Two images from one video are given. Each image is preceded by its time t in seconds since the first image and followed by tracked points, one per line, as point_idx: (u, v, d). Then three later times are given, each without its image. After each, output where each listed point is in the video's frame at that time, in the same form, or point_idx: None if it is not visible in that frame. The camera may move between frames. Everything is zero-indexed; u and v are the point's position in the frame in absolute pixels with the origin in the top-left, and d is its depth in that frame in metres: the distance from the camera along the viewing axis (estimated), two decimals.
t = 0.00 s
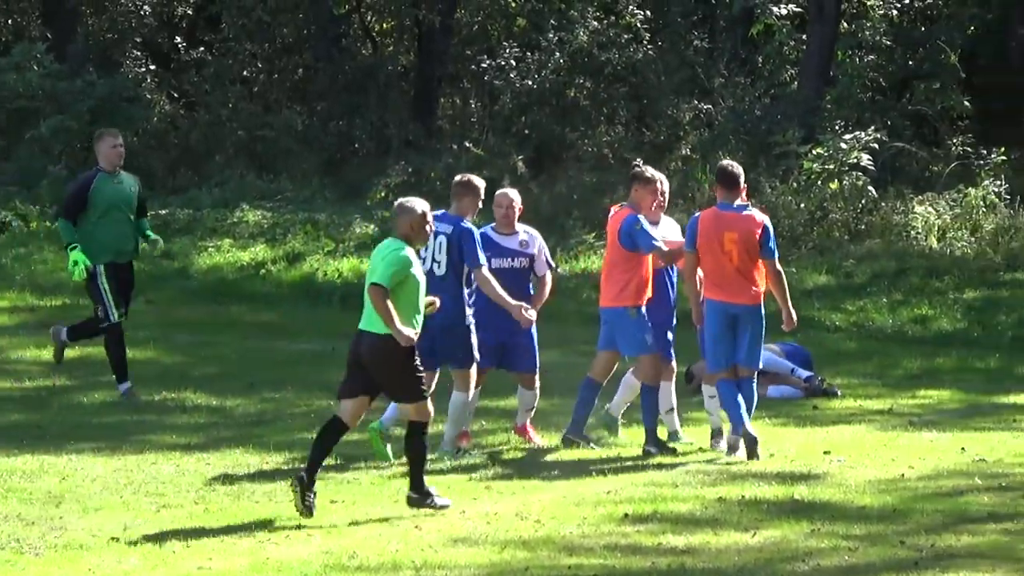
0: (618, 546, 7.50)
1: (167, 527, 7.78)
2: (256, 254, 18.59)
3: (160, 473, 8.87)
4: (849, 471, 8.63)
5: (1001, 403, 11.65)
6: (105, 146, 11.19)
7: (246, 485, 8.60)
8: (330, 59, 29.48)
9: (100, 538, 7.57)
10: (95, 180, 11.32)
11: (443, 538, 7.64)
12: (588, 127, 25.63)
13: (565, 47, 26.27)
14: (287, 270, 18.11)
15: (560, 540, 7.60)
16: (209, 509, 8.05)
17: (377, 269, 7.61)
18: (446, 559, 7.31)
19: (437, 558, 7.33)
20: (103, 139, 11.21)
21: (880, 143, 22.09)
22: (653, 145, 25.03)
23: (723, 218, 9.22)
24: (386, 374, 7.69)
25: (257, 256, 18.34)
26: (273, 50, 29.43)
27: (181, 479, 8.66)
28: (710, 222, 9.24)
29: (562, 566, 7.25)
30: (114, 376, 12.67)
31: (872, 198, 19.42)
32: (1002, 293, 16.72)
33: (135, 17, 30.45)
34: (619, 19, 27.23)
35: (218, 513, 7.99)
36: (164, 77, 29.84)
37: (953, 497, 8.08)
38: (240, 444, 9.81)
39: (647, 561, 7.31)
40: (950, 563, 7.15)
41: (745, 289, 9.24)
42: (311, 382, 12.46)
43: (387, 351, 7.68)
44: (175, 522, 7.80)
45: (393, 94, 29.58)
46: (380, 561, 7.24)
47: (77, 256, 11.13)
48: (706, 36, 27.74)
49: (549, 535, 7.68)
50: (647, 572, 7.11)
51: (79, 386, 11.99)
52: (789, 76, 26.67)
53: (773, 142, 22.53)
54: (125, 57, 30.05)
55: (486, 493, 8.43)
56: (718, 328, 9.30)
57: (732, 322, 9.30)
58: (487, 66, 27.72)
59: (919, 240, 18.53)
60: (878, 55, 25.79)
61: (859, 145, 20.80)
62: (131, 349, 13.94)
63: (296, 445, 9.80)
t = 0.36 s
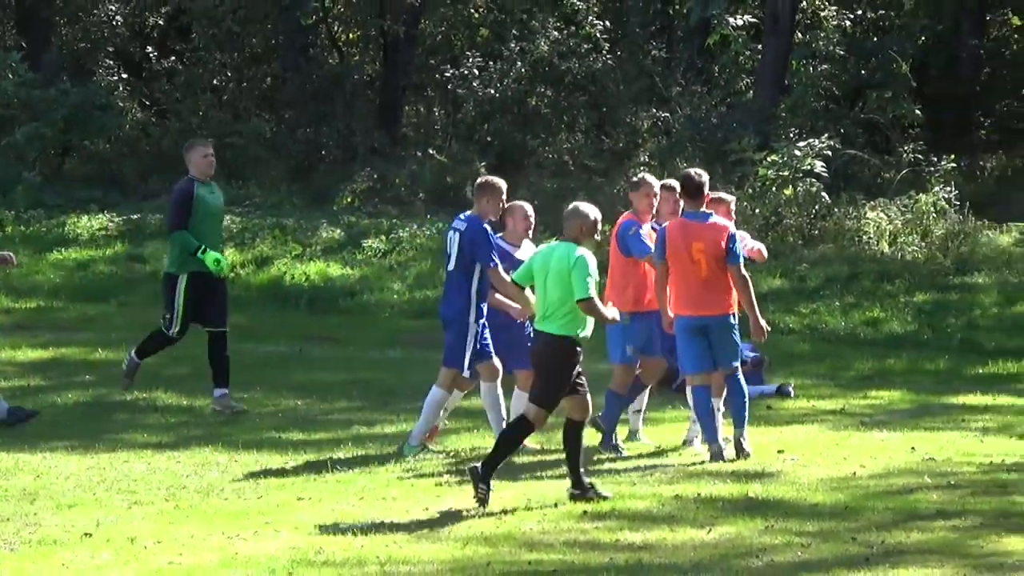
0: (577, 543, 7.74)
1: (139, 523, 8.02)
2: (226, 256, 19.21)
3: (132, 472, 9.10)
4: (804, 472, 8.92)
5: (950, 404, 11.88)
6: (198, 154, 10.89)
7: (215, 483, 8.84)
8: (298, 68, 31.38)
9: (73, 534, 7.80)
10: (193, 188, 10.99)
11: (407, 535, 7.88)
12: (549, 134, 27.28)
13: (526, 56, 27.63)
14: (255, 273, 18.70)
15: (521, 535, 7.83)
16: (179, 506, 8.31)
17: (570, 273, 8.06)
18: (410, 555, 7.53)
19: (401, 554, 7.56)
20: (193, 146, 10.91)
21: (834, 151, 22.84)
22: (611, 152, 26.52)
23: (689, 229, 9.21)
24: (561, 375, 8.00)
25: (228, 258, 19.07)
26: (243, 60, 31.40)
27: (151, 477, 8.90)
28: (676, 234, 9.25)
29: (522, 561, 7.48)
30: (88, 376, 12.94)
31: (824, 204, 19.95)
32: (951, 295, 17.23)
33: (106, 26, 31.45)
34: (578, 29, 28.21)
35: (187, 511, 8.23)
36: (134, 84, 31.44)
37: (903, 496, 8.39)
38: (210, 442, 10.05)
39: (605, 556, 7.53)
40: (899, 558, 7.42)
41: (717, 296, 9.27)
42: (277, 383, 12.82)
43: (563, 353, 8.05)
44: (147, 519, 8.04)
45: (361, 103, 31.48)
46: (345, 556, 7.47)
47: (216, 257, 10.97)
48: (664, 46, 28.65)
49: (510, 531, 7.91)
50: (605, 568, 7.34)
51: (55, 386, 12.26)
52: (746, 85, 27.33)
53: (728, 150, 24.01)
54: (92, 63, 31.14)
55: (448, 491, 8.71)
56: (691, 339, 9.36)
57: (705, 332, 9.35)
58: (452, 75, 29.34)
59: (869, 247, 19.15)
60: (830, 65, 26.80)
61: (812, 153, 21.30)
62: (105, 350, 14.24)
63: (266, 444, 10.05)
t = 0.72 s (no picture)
0: (544, 532, 8.24)
1: (131, 517, 8.52)
2: (211, 266, 20.36)
3: (124, 468, 9.62)
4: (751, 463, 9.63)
5: (897, 397, 12.56)
6: (297, 173, 11.58)
7: (203, 478, 9.35)
8: (277, 87, 35.94)
9: (69, 528, 8.29)
10: (289, 207, 11.71)
11: (384, 527, 8.36)
12: (515, 147, 30.73)
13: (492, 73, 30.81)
14: (239, 280, 19.76)
15: (491, 526, 8.32)
16: (169, 501, 8.80)
17: (695, 274, 8.58)
18: (386, 546, 8.05)
19: (378, 544, 8.07)
20: (292, 164, 11.58)
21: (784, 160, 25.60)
22: (574, 163, 29.74)
23: (648, 242, 9.82)
24: (719, 371, 8.59)
25: (212, 267, 20.08)
26: (224, 80, 36.38)
27: (141, 474, 9.40)
28: (639, 244, 9.86)
29: (492, 550, 7.98)
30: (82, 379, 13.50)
31: (774, 210, 22.38)
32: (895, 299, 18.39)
33: (96, 50, 35.84)
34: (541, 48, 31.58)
35: (179, 505, 8.73)
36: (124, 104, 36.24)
37: (844, 488, 8.90)
38: (198, 439, 10.58)
39: (570, 544, 8.05)
40: (847, 546, 7.97)
41: (670, 306, 9.88)
42: (263, 382, 13.40)
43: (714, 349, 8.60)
44: (139, 513, 8.53)
45: (337, 121, 35.88)
46: (326, 547, 7.99)
47: (264, 278, 11.57)
48: (621, 62, 31.83)
49: (482, 522, 8.42)
50: (570, 555, 7.85)
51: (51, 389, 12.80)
52: (699, 98, 30.26)
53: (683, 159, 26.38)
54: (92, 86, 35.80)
55: (423, 484, 9.24)
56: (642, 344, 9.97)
57: (656, 340, 9.93)
58: (421, 90, 32.48)
59: (819, 249, 21.29)
60: (781, 79, 30.01)
61: (763, 161, 24.04)
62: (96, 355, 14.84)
63: (250, 441, 10.56)
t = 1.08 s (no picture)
0: (523, 521, 8.83)
1: (133, 505, 9.14)
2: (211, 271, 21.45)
3: (120, 459, 10.24)
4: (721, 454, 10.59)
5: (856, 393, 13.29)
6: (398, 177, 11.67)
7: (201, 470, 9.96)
8: (272, 103, 36.73)
9: (76, 516, 8.89)
10: (392, 207, 11.80)
11: (373, 514, 8.96)
12: (496, 158, 31.57)
13: (473, 89, 31.80)
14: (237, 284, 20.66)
15: (473, 516, 8.91)
16: (169, 491, 9.37)
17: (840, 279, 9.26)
18: (375, 533, 8.64)
19: (367, 532, 8.67)
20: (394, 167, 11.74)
21: (750, 171, 26.90)
22: (552, 173, 30.35)
23: (618, 249, 10.34)
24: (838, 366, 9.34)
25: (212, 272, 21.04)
26: (224, 95, 36.92)
27: (142, 467, 10.02)
28: (607, 251, 10.39)
29: (474, 538, 8.58)
30: (87, 376, 14.06)
31: (741, 217, 23.34)
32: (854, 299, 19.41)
33: (102, 66, 36.81)
34: (520, 64, 32.09)
35: (179, 492, 9.34)
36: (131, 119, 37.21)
37: (809, 477, 9.79)
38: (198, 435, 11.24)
39: (548, 532, 8.69)
40: (810, 533, 8.72)
41: (635, 311, 10.36)
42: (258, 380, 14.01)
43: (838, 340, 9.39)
44: (142, 502, 9.14)
45: (329, 134, 36.64)
46: (318, 534, 8.60)
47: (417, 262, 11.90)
48: (597, 78, 32.21)
49: (465, 511, 9.00)
50: (547, 543, 8.49)
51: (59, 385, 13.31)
52: (670, 112, 31.37)
53: (655, 171, 27.70)
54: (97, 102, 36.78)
55: (409, 475, 9.83)
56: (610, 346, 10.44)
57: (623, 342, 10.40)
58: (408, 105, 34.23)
59: (779, 254, 22.10)
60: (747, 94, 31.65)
61: (731, 173, 25.38)
62: (101, 352, 15.49)
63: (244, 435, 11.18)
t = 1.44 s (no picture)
0: (525, 505, 9.73)
1: (163, 490, 10.23)
2: (237, 274, 22.68)
3: (163, 447, 11.40)
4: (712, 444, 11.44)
5: (836, 391, 14.27)
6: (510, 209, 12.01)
7: (227, 460, 11.03)
8: (294, 119, 37.60)
9: (111, 500, 9.98)
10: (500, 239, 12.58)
11: (385, 500, 9.91)
12: (501, 169, 32.37)
13: (482, 105, 32.68)
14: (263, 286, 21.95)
15: (478, 501, 9.82)
16: (196, 479, 10.46)
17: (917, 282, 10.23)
18: (388, 517, 9.57)
19: (380, 516, 9.59)
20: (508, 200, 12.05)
21: (736, 183, 27.90)
22: (553, 185, 30.59)
23: (609, 260, 11.06)
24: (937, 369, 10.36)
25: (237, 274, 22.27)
26: (249, 111, 38.18)
27: (172, 454, 11.13)
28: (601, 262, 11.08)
29: (480, 520, 9.49)
30: (122, 370, 15.10)
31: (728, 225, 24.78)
32: (832, 302, 20.46)
33: (135, 84, 38.34)
34: (524, 83, 33.42)
35: (216, 479, 10.47)
36: (162, 133, 38.26)
37: (790, 465, 10.62)
38: (228, 426, 12.29)
39: (548, 516, 9.52)
40: (792, 518, 9.50)
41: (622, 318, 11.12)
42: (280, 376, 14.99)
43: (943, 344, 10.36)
44: (170, 489, 10.23)
45: (345, 148, 37.41)
46: (335, 518, 9.53)
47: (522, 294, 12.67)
48: (595, 98, 33.56)
49: (471, 497, 9.92)
50: (547, 525, 9.38)
51: (95, 378, 14.34)
52: (663, 127, 32.54)
53: (648, 182, 28.45)
54: (131, 116, 38.09)
55: (419, 466, 10.79)
56: (602, 350, 11.16)
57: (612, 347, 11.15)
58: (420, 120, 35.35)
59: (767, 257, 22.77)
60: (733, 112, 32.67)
61: (718, 183, 26.25)
62: (135, 348, 16.56)
63: (270, 428, 12.20)
